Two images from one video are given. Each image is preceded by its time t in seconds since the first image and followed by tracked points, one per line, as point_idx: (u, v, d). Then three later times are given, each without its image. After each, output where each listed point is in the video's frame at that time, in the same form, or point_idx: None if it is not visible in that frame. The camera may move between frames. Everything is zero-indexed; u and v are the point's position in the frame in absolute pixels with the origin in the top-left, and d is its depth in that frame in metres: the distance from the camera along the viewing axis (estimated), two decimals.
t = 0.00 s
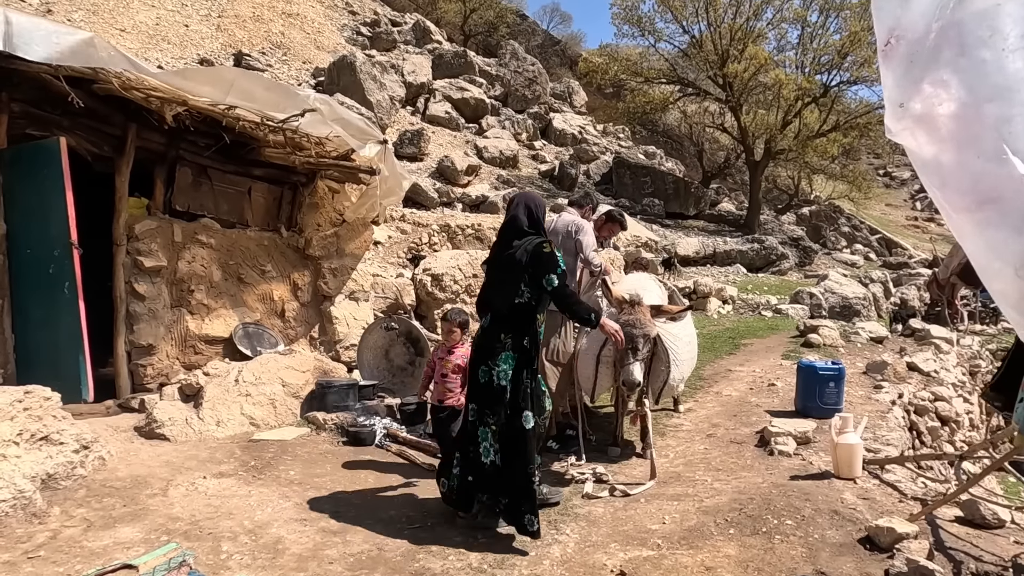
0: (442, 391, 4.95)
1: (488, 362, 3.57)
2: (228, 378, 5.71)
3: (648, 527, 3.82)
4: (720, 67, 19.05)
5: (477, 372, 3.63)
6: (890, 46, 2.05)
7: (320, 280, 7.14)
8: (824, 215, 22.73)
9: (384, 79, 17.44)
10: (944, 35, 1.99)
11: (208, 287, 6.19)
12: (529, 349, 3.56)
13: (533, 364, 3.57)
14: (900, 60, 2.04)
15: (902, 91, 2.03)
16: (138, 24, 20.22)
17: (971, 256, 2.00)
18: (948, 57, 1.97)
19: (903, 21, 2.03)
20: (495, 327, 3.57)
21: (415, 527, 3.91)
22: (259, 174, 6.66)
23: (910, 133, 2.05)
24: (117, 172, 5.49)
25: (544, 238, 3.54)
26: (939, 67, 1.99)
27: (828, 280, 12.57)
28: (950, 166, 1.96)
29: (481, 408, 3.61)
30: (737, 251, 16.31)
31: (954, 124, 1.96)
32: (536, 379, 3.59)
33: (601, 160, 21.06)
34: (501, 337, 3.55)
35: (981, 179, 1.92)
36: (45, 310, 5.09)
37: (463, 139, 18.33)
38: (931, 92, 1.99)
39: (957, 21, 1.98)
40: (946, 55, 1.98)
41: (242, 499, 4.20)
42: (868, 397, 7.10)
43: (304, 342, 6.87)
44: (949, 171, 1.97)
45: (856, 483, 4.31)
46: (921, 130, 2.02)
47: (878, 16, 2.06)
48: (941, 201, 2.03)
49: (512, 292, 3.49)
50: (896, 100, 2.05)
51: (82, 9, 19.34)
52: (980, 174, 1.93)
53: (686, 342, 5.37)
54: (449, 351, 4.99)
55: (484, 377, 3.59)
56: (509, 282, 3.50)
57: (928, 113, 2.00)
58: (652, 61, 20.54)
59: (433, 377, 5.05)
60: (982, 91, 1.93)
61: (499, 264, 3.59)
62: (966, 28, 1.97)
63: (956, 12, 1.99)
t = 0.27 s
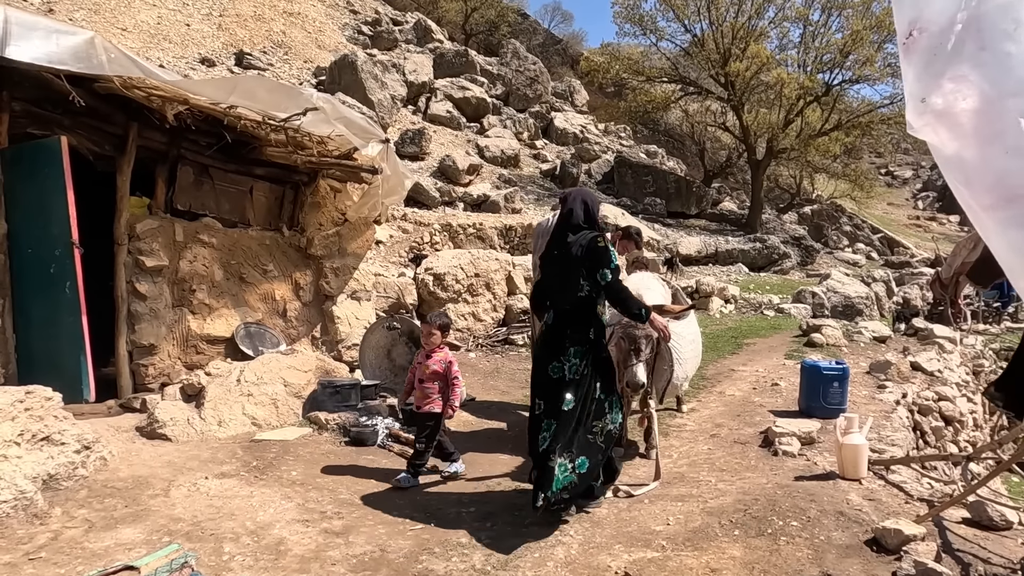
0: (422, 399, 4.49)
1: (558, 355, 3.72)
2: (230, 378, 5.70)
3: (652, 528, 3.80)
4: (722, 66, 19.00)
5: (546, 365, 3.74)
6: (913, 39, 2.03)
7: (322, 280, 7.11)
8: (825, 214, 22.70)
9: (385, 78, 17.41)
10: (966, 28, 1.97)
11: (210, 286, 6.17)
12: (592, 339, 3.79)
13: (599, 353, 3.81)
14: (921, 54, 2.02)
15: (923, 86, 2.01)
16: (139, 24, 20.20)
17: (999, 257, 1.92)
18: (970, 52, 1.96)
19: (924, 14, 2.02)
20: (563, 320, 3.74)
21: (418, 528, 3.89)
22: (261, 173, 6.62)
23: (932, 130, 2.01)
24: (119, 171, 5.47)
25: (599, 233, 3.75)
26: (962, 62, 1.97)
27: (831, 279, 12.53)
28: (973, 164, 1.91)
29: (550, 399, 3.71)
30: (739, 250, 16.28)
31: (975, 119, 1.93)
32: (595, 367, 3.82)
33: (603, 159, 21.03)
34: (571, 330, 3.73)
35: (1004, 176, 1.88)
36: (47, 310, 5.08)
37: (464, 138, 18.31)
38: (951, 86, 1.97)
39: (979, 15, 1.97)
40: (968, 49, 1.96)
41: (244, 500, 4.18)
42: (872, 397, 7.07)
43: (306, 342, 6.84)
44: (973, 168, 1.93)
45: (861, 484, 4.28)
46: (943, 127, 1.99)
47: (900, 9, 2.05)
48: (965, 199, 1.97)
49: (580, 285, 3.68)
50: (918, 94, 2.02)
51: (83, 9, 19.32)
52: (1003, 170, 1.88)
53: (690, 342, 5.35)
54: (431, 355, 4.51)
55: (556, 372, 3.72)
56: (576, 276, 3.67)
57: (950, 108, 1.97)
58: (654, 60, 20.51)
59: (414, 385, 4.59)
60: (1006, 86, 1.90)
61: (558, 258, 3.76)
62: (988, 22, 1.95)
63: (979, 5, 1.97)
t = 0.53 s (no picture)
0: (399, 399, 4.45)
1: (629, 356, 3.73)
2: (231, 378, 5.67)
3: (657, 529, 3.76)
4: (724, 65, 18.95)
5: (619, 368, 3.76)
6: (937, 29, 2.02)
7: (324, 279, 7.07)
8: (827, 213, 22.66)
9: (386, 77, 17.39)
10: (992, 18, 1.93)
11: (210, 286, 6.14)
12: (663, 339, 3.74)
13: (670, 352, 3.74)
14: (945, 44, 2.00)
15: (947, 77, 1.98)
16: (140, 23, 20.19)
17: None
18: (996, 42, 1.92)
19: (949, 5, 2.01)
20: (629, 321, 3.76)
21: (420, 530, 3.86)
22: (262, 173, 6.59)
23: (956, 124, 1.96)
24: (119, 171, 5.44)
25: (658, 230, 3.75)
26: (986, 53, 1.93)
27: (833, 278, 12.50)
28: (999, 157, 1.85)
29: (624, 400, 3.73)
30: (741, 249, 16.25)
31: (999, 111, 1.88)
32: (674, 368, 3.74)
33: (604, 158, 20.99)
34: (639, 331, 3.72)
35: None
36: (48, 310, 5.06)
37: (465, 137, 18.28)
38: (977, 79, 1.93)
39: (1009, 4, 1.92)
40: (993, 39, 1.92)
41: (245, 501, 4.15)
42: (876, 397, 7.03)
43: (307, 342, 6.81)
44: (999, 161, 1.86)
45: (867, 484, 4.25)
46: (966, 119, 1.94)
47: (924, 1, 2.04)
48: (991, 195, 1.90)
49: (642, 286, 3.68)
50: (943, 88, 1.98)
51: (84, 8, 19.32)
52: None
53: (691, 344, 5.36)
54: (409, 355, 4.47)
55: (629, 373, 3.74)
56: (637, 277, 3.68)
57: (974, 100, 1.93)
58: (655, 59, 20.47)
59: (393, 386, 4.53)
60: None
61: (616, 260, 3.82)
62: (1014, 10, 1.90)
63: None
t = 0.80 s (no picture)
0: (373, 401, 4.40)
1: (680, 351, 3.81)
2: (230, 379, 5.63)
3: (660, 531, 3.73)
4: (724, 63, 18.90)
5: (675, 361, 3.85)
6: (958, 16, 2.05)
7: (323, 279, 7.02)
8: (828, 212, 22.64)
9: (386, 76, 17.35)
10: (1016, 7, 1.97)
11: (209, 286, 6.10)
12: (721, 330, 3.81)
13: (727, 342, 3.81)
14: (967, 33, 2.03)
15: (969, 68, 2.01)
16: (140, 22, 20.17)
17: None
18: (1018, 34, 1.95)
19: None
20: (679, 313, 3.85)
21: (420, 532, 3.83)
22: (261, 171, 6.56)
23: (977, 115, 1.99)
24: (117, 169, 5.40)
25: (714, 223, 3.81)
26: (1006, 45, 1.97)
27: (833, 277, 12.46)
28: None
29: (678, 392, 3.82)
30: (741, 248, 16.23)
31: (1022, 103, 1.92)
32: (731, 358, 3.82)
33: (604, 157, 20.95)
34: (690, 324, 3.79)
35: None
36: (45, 310, 5.02)
37: (465, 136, 18.24)
38: (999, 70, 1.97)
39: None
40: (1016, 29, 1.96)
41: (243, 502, 4.12)
42: (878, 396, 6.99)
43: (307, 342, 6.76)
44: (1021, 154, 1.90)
45: (871, 485, 4.21)
46: (988, 110, 1.97)
47: None
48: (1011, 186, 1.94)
49: (691, 280, 3.77)
50: (964, 77, 2.02)
51: (84, 8, 19.30)
52: None
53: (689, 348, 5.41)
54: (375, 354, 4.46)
55: (687, 364, 3.80)
56: (689, 270, 3.76)
57: (995, 92, 1.96)
58: (655, 57, 20.40)
59: (369, 386, 4.46)
60: None
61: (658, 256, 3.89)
62: None
63: None
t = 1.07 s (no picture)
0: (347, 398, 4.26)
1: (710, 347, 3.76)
2: (228, 379, 5.58)
3: (662, 533, 3.69)
4: (723, 62, 18.85)
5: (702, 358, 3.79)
6: (978, 19, 2.69)
7: (321, 279, 6.96)
8: (827, 210, 22.63)
9: (384, 76, 17.30)
10: None
11: (207, 286, 6.05)
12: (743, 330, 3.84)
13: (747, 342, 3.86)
14: (985, 34, 2.68)
15: (990, 64, 2.66)
16: (137, 22, 20.11)
17: None
18: None
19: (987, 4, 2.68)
20: (711, 313, 3.78)
21: (420, 533, 3.79)
22: (259, 170, 6.52)
23: (996, 104, 2.65)
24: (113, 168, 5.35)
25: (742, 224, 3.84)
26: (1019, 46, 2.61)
27: (833, 275, 12.44)
28: None
29: (707, 390, 3.75)
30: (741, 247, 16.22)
31: None
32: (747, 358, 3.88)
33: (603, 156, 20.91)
34: (722, 323, 3.75)
35: None
36: (41, 310, 4.98)
37: (464, 135, 18.20)
38: (1014, 65, 2.61)
39: None
40: None
41: (241, 504, 4.08)
42: (879, 395, 6.96)
43: (305, 342, 6.71)
44: None
45: (874, 485, 4.18)
46: (1004, 97, 2.62)
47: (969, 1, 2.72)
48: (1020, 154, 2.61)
49: (723, 281, 3.75)
50: (984, 72, 2.67)
51: (81, 7, 19.25)
52: None
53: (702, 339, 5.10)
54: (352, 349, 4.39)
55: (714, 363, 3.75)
56: (720, 271, 3.73)
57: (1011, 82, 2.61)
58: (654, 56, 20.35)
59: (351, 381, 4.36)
60: None
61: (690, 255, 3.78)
62: None
63: None
